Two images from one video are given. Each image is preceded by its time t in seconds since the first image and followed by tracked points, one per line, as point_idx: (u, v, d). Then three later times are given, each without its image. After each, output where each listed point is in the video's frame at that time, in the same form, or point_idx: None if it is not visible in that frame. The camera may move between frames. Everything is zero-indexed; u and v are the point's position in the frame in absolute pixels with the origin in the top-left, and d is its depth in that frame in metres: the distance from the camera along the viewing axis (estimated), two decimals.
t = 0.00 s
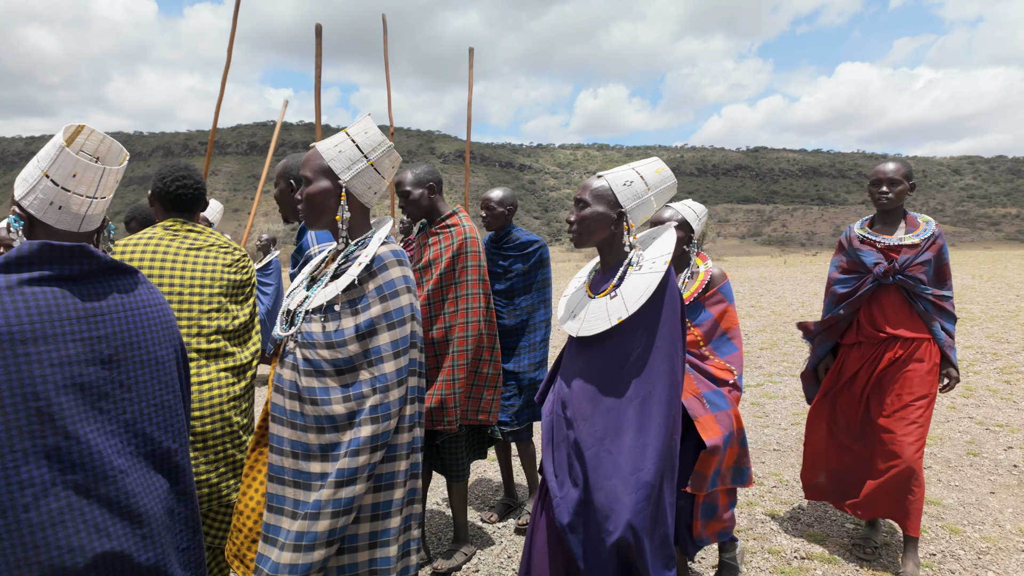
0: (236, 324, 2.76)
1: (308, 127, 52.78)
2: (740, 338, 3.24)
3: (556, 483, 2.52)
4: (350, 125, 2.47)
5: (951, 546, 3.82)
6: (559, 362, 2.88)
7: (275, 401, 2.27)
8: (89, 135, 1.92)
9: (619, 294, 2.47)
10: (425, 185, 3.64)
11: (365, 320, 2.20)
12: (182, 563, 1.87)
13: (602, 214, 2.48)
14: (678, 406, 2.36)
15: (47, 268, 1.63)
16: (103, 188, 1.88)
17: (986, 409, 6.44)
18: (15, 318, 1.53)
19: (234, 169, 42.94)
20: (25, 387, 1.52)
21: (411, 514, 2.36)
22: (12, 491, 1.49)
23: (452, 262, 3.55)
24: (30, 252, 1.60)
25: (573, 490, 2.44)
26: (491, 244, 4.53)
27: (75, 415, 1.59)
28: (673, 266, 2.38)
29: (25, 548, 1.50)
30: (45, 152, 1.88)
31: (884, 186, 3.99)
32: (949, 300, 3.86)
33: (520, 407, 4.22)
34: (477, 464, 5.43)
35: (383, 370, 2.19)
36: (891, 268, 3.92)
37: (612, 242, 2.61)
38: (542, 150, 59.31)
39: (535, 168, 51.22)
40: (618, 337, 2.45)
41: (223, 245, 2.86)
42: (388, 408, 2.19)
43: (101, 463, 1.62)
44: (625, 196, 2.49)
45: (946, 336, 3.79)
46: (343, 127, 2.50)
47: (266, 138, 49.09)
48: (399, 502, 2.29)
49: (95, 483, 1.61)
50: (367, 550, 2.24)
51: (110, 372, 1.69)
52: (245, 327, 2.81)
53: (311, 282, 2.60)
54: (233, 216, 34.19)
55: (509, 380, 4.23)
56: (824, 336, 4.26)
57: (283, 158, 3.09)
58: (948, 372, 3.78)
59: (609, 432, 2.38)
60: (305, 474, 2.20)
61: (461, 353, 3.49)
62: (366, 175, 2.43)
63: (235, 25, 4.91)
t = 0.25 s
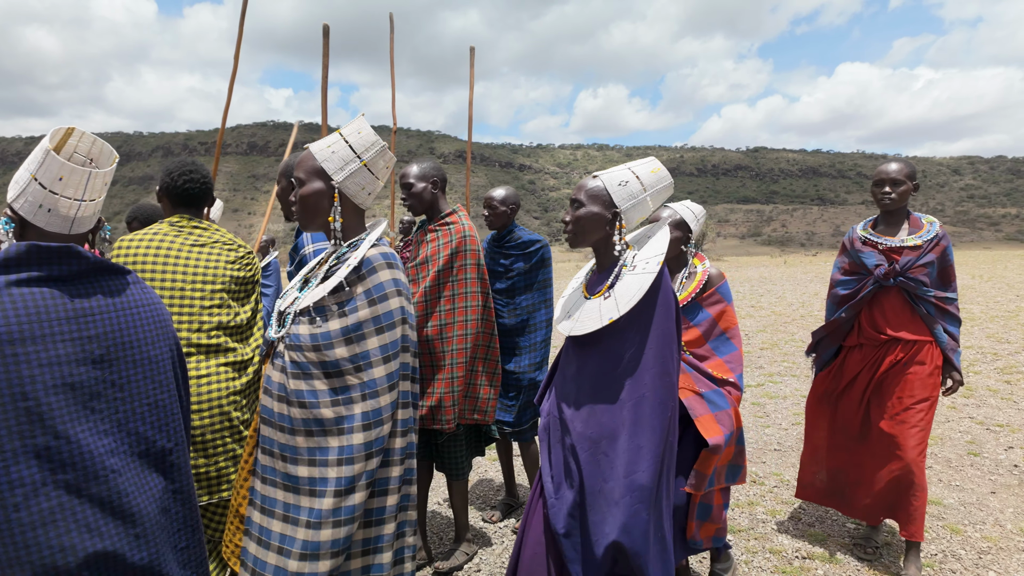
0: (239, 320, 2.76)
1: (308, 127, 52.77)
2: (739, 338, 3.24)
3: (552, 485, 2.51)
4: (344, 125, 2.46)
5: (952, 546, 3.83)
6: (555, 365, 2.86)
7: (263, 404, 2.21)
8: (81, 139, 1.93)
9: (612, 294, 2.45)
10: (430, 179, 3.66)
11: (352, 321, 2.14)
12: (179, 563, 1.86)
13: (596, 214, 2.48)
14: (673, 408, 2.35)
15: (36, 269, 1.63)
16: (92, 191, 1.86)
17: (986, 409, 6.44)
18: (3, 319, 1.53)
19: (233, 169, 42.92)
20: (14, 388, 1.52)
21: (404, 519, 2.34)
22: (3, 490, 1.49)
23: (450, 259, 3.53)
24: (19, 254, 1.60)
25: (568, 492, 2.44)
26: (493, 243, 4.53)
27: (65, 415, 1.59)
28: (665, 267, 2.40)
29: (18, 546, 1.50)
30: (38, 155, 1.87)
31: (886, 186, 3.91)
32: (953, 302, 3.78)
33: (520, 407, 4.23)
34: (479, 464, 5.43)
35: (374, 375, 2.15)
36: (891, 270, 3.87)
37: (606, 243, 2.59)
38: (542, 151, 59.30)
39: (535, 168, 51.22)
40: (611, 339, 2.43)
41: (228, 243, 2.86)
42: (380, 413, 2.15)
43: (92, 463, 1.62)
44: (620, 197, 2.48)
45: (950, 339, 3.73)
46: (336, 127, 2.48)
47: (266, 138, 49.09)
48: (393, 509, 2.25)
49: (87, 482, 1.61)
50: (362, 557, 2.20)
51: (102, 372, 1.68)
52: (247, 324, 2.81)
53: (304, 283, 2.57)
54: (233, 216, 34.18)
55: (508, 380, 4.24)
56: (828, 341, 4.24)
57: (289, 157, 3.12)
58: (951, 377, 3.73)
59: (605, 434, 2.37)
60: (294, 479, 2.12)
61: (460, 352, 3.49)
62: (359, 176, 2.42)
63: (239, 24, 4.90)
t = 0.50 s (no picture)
0: (240, 318, 2.75)
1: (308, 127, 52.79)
2: (738, 338, 3.24)
3: (549, 486, 2.54)
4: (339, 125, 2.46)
5: (953, 546, 3.83)
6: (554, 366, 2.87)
7: (253, 406, 2.19)
8: (70, 140, 1.83)
9: (604, 296, 2.44)
10: (434, 176, 3.72)
11: (339, 325, 2.09)
12: (178, 562, 1.85)
13: (591, 212, 2.47)
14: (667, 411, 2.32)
15: (27, 271, 1.63)
16: (79, 194, 1.79)
17: (987, 409, 6.45)
18: None
19: (233, 169, 42.91)
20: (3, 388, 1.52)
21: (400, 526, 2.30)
22: None
23: (448, 258, 3.53)
24: (8, 256, 1.59)
25: (565, 493, 2.48)
26: (496, 241, 4.52)
27: (55, 416, 1.59)
28: (659, 266, 2.35)
29: (10, 546, 1.51)
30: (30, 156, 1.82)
31: (889, 186, 3.88)
32: (957, 304, 3.76)
33: (520, 406, 4.24)
34: (480, 463, 5.43)
35: (362, 381, 2.09)
36: (894, 271, 3.86)
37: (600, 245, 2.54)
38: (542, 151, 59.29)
39: (535, 168, 51.24)
40: (605, 340, 2.43)
41: (232, 241, 2.86)
42: (368, 420, 2.10)
43: (83, 463, 1.61)
44: (615, 196, 2.48)
45: (953, 341, 3.73)
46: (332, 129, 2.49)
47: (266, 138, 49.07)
48: (386, 516, 2.20)
49: (77, 482, 1.61)
50: (356, 566, 2.15)
51: (93, 372, 1.68)
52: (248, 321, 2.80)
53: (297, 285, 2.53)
54: (233, 216, 34.17)
55: (507, 378, 4.27)
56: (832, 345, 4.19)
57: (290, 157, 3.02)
58: (956, 380, 3.73)
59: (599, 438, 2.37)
60: (282, 484, 2.10)
61: (458, 352, 3.48)
62: (352, 176, 2.40)
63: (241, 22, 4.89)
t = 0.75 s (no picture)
0: (241, 317, 2.73)
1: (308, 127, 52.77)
2: (736, 338, 3.23)
3: (545, 489, 2.58)
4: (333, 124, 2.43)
5: (955, 545, 3.83)
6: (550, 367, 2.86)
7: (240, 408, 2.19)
8: (60, 145, 1.82)
9: (596, 296, 2.38)
10: (436, 176, 3.74)
11: (324, 328, 2.07)
12: (172, 563, 1.83)
13: (585, 211, 2.47)
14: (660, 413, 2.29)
15: (15, 273, 1.63)
16: (64, 198, 1.75)
17: (988, 409, 6.45)
18: None
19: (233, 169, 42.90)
20: None
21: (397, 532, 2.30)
22: None
23: (445, 257, 3.53)
24: None
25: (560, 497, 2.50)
26: (498, 240, 4.51)
27: (41, 417, 1.59)
28: (650, 267, 2.34)
29: None
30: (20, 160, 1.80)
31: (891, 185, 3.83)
32: (963, 306, 3.71)
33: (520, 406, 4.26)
34: (481, 463, 5.44)
35: (346, 387, 2.09)
36: (897, 270, 3.83)
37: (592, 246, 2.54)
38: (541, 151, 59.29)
39: (535, 168, 51.25)
40: (599, 343, 2.41)
41: (235, 242, 2.86)
42: (352, 425, 2.09)
43: (70, 463, 1.62)
44: (611, 197, 2.46)
45: (958, 343, 3.67)
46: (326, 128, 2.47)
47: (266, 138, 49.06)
48: (378, 524, 2.19)
49: (65, 482, 1.61)
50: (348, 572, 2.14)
51: (81, 373, 1.68)
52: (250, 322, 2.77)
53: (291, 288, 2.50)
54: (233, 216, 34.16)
55: (507, 378, 4.30)
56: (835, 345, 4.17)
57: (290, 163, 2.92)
58: (961, 384, 3.66)
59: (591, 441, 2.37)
60: (265, 485, 2.09)
61: (453, 352, 3.48)
62: (343, 175, 2.36)
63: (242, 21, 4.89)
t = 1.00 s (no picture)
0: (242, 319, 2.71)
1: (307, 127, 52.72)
2: (735, 338, 3.22)
3: (539, 492, 2.56)
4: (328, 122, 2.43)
5: (956, 545, 3.84)
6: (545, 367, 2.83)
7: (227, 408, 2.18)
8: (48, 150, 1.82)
9: (587, 297, 2.38)
10: (437, 177, 3.74)
11: (309, 330, 2.04)
12: (166, 563, 1.83)
13: (579, 210, 2.46)
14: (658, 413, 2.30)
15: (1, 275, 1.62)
16: (49, 202, 1.74)
17: (988, 409, 6.45)
18: None
19: (233, 169, 42.90)
20: None
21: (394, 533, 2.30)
22: None
23: (442, 257, 3.53)
24: None
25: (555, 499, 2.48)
26: (500, 240, 4.51)
27: (27, 419, 1.59)
28: (640, 266, 2.32)
29: None
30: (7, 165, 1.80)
31: (892, 185, 3.73)
32: (968, 306, 3.64)
33: (520, 405, 4.26)
34: (482, 463, 5.44)
35: (330, 391, 2.06)
36: (898, 270, 3.74)
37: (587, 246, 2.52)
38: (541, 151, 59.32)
39: (535, 168, 51.25)
40: (592, 344, 2.39)
41: (238, 244, 2.84)
42: (335, 430, 2.06)
43: (57, 464, 1.62)
44: (605, 197, 2.47)
45: (964, 344, 3.59)
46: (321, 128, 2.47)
47: (265, 138, 49.05)
48: (371, 529, 2.19)
49: (51, 484, 1.61)
50: None
51: (68, 375, 1.68)
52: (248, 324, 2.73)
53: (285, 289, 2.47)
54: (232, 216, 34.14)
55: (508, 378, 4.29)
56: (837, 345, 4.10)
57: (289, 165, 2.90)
58: (966, 385, 3.60)
59: (584, 443, 2.37)
60: (249, 488, 2.10)
61: (449, 352, 3.48)
62: (335, 173, 2.34)
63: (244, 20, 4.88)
